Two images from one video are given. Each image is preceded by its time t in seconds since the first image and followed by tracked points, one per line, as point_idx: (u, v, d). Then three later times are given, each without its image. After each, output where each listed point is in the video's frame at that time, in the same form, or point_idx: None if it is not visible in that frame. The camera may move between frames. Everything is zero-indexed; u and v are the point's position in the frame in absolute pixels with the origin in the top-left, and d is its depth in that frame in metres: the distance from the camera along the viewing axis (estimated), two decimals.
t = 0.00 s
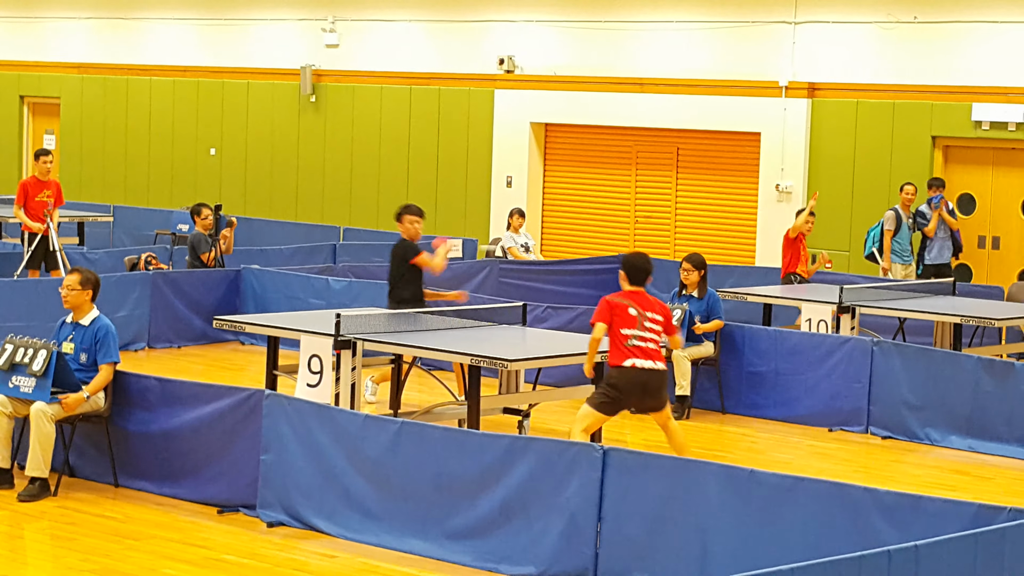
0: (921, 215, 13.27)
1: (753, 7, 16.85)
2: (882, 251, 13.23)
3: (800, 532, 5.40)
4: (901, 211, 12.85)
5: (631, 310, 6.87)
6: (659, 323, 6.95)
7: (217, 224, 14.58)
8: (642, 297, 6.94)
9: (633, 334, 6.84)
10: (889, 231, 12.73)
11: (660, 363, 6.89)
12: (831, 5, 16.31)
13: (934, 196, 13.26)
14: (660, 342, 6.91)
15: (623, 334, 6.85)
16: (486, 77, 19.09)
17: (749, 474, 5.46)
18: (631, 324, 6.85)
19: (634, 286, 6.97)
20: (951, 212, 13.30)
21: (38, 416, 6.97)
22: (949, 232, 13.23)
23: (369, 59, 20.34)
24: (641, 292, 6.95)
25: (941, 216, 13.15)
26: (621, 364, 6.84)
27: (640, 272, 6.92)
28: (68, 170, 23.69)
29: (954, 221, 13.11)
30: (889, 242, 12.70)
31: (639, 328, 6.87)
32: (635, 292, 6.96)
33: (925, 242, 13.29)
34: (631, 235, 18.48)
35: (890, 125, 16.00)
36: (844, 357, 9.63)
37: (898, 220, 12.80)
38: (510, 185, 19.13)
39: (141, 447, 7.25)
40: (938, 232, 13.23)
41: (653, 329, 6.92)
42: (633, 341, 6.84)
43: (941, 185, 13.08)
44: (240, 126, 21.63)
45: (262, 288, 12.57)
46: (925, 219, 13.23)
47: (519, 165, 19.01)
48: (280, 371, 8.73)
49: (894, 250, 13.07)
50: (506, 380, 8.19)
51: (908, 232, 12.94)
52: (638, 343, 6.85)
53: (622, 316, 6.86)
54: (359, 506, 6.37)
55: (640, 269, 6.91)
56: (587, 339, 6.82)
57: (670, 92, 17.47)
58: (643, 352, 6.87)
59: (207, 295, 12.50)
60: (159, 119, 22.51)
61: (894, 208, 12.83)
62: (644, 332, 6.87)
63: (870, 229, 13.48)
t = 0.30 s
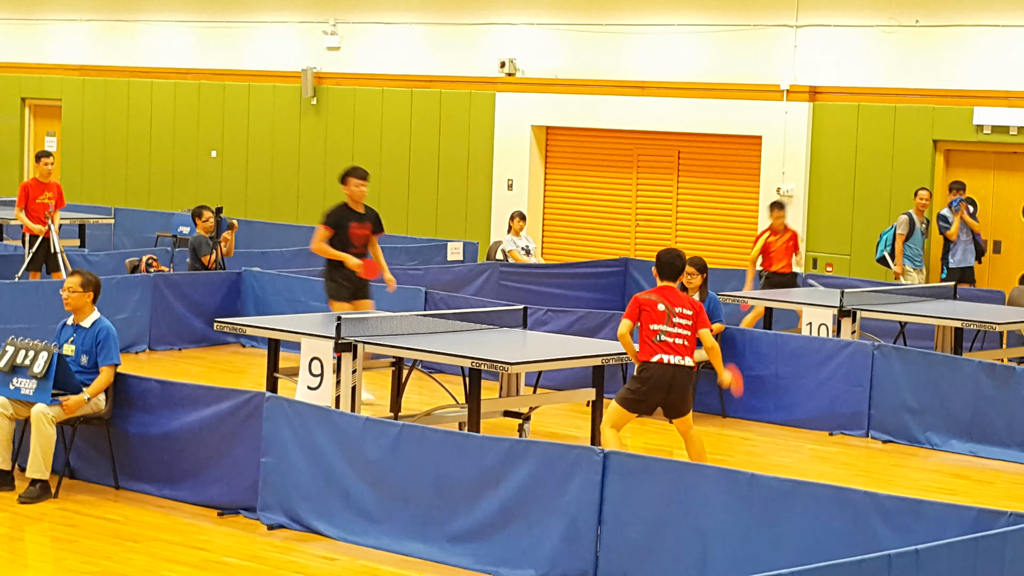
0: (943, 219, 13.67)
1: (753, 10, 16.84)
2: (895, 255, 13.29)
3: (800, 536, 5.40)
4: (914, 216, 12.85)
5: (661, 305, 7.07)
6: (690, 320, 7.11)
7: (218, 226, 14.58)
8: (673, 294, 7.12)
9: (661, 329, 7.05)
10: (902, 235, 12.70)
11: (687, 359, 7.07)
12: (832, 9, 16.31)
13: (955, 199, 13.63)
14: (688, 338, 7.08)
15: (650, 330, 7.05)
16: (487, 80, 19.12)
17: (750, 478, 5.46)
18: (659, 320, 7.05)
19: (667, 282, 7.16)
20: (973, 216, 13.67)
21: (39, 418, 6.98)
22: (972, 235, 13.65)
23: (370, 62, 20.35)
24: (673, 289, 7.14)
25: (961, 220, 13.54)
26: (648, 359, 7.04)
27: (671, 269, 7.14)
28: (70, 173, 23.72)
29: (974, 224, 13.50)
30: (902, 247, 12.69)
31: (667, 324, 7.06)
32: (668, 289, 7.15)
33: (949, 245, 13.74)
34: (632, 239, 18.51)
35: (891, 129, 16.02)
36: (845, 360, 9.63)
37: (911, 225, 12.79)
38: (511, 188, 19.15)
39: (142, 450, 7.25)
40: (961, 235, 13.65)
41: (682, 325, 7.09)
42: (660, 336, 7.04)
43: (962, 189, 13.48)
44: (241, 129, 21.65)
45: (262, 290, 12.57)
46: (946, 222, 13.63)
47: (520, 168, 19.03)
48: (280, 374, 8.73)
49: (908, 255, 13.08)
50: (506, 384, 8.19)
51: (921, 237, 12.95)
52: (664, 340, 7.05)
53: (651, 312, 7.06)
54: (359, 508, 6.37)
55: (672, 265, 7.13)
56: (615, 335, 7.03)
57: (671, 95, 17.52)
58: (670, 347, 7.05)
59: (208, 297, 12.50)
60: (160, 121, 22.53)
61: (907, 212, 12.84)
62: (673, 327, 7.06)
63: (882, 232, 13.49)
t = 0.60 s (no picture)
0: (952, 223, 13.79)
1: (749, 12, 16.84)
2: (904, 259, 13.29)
3: (796, 537, 5.40)
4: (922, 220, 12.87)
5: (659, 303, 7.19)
6: (686, 317, 7.15)
7: (213, 228, 14.57)
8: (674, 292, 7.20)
9: (656, 328, 7.18)
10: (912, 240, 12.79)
11: (679, 358, 7.14)
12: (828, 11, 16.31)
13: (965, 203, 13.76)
14: (683, 336, 7.15)
15: (646, 328, 7.21)
16: (483, 82, 19.12)
17: (745, 480, 5.46)
18: (654, 318, 7.20)
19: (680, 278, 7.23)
20: (982, 220, 13.83)
21: (33, 420, 6.98)
22: (981, 239, 13.86)
23: (366, 63, 20.34)
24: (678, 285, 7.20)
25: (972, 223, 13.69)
26: (644, 359, 7.21)
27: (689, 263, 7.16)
28: (65, 174, 23.71)
29: (985, 229, 13.67)
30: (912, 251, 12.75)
31: (661, 323, 7.18)
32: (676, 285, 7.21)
33: (959, 249, 13.91)
34: (628, 241, 18.53)
35: (887, 131, 16.03)
36: (840, 362, 9.62)
37: (919, 228, 12.87)
38: (507, 190, 19.16)
39: (137, 451, 7.25)
40: (971, 239, 13.86)
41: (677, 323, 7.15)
42: (654, 336, 7.18)
43: (973, 193, 13.65)
44: (236, 131, 21.64)
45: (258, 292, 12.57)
46: (956, 226, 13.77)
47: (516, 170, 19.05)
48: (276, 375, 8.72)
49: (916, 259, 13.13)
50: (502, 385, 8.18)
51: (928, 241, 13.01)
52: (659, 338, 7.17)
53: (648, 311, 7.21)
54: (355, 510, 6.37)
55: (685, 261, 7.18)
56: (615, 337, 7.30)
57: (667, 97, 17.52)
58: (663, 347, 7.17)
59: (203, 299, 12.49)
60: (156, 122, 22.52)
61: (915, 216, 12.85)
62: (667, 325, 7.17)
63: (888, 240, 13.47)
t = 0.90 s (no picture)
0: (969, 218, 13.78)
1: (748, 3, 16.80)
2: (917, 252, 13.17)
3: (794, 528, 5.40)
4: (932, 211, 12.73)
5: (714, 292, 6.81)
6: (730, 313, 6.71)
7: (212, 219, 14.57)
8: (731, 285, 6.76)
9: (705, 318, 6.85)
10: (926, 232, 12.59)
11: (715, 352, 6.76)
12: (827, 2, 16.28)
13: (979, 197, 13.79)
14: (722, 331, 6.74)
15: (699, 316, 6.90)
16: (482, 73, 19.11)
17: (744, 471, 5.47)
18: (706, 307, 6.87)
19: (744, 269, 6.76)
20: (999, 212, 13.73)
21: (33, 412, 6.97)
22: (998, 231, 13.70)
23: (364, 55, 20.33)
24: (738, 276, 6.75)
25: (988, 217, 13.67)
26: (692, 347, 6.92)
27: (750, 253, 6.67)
28: (64, 166, 23.69)
29: (1000, 221, 13.54)
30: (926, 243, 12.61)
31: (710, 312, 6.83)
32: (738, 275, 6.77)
33: (976, 243, 13.83)
34: (627, 232, 18.52)
35: (886, 122, 16.02)
36: (839, 353, 9.61)
37: (932, 220, 12.66)
38: (505, 181, 19.15)
39: (136, 442, 7.25)
40: (987, 233, 13.73)
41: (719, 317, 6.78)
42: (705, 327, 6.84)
43: (987, 186, 13.60)
44: (235, 122, 21.62)
45: (258, 284, 12.57)
46: (972, 221, 13.78)
47: (515, 162, 19.02)
48: (275, 367, 8.73)
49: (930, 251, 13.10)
50: (501, 376, 8.22)
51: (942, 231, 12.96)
52: (703, 330, 6.84)
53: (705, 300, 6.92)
54: (354, 501, 6.37)
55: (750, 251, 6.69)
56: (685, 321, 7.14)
57: (666, 88, 17.50)
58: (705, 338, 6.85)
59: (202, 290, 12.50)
60: (154, 114, 22.50)
61: (924, 208, 12.69)
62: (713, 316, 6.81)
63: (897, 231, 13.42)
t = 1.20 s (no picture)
0: (983, 206, 13.33)
1: None
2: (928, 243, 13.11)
3: (795, 517, 5.40)
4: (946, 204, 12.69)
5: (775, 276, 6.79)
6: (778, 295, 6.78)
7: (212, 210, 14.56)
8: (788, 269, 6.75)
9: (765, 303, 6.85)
10: (938, 223, 12.57)
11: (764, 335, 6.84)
12: None
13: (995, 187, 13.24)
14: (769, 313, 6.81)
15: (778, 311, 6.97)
16: (482, 63, 19.08)
17: (745, 461, 5.48)
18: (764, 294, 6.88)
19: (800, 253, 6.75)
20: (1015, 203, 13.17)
21: (33, 402, 6.98)
22: (1012, 223, 13.16)
23: (364, 45, 20.30)
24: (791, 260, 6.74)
25: (1001, 204, 13.12)
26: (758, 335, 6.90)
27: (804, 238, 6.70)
28: (65, 158, 23.67)
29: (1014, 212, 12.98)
30: (939, 236, 12.61)
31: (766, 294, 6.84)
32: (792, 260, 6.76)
33: (988, 233, 13.31)
34: (627, 223, 18.50)
35: (887, 112, 16.00)
36: (840, 344, 9.59)
37: (944, 213, 12.62)
38: (506, 172, 19.15)
39: (137, 433, 7.25)
40: (1001, 223, 13.20)
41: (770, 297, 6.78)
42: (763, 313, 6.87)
43: (1002, 175, 13.15)
44: (236, 112, 21.60)
45: (258, 274, 12.56)
46: (986, 210, 13.27)
47: (515, 153, 19.02)
48: (275, 357, 8.72)
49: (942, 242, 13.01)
50: (502, 366, 8.21)
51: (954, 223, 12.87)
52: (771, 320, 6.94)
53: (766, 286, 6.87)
54: (355, 492, 6.38)
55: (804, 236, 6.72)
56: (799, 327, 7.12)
57: (666, 78, 17.48)
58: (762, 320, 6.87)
59: (202, 281, 12.49)
60: (155, 104, 22.48)
61: (938, 200, 12.67)
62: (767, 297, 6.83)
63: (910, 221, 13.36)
